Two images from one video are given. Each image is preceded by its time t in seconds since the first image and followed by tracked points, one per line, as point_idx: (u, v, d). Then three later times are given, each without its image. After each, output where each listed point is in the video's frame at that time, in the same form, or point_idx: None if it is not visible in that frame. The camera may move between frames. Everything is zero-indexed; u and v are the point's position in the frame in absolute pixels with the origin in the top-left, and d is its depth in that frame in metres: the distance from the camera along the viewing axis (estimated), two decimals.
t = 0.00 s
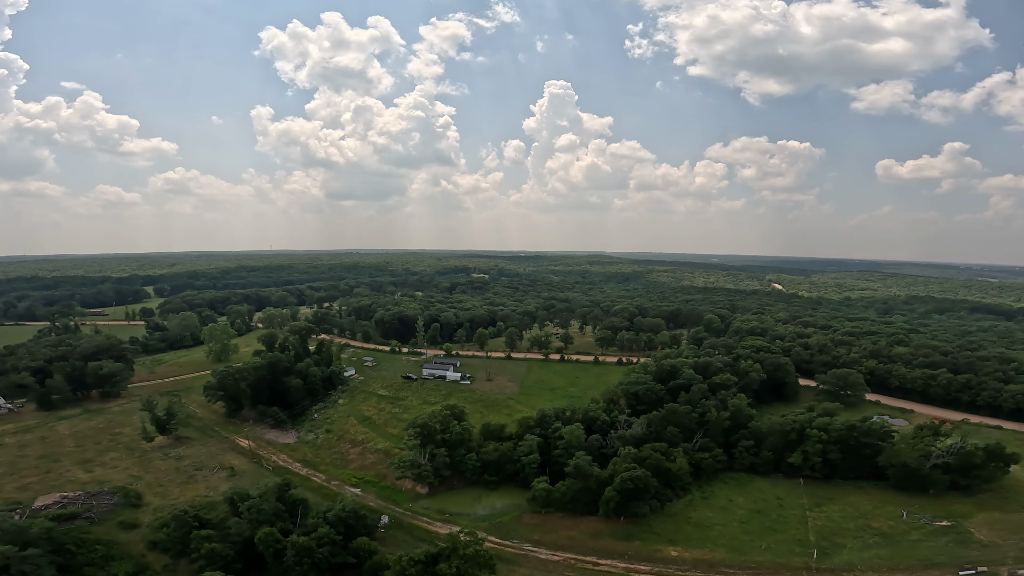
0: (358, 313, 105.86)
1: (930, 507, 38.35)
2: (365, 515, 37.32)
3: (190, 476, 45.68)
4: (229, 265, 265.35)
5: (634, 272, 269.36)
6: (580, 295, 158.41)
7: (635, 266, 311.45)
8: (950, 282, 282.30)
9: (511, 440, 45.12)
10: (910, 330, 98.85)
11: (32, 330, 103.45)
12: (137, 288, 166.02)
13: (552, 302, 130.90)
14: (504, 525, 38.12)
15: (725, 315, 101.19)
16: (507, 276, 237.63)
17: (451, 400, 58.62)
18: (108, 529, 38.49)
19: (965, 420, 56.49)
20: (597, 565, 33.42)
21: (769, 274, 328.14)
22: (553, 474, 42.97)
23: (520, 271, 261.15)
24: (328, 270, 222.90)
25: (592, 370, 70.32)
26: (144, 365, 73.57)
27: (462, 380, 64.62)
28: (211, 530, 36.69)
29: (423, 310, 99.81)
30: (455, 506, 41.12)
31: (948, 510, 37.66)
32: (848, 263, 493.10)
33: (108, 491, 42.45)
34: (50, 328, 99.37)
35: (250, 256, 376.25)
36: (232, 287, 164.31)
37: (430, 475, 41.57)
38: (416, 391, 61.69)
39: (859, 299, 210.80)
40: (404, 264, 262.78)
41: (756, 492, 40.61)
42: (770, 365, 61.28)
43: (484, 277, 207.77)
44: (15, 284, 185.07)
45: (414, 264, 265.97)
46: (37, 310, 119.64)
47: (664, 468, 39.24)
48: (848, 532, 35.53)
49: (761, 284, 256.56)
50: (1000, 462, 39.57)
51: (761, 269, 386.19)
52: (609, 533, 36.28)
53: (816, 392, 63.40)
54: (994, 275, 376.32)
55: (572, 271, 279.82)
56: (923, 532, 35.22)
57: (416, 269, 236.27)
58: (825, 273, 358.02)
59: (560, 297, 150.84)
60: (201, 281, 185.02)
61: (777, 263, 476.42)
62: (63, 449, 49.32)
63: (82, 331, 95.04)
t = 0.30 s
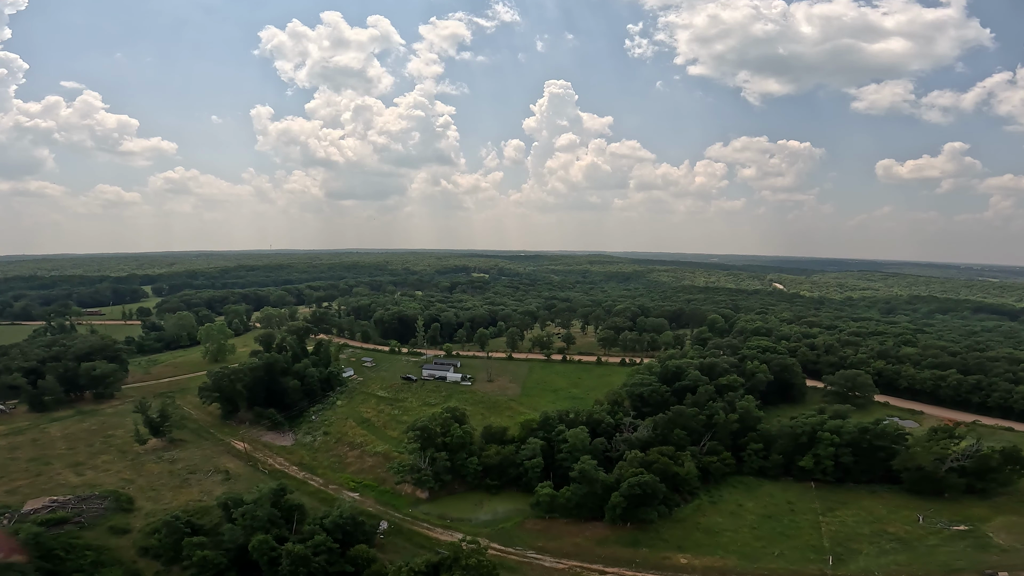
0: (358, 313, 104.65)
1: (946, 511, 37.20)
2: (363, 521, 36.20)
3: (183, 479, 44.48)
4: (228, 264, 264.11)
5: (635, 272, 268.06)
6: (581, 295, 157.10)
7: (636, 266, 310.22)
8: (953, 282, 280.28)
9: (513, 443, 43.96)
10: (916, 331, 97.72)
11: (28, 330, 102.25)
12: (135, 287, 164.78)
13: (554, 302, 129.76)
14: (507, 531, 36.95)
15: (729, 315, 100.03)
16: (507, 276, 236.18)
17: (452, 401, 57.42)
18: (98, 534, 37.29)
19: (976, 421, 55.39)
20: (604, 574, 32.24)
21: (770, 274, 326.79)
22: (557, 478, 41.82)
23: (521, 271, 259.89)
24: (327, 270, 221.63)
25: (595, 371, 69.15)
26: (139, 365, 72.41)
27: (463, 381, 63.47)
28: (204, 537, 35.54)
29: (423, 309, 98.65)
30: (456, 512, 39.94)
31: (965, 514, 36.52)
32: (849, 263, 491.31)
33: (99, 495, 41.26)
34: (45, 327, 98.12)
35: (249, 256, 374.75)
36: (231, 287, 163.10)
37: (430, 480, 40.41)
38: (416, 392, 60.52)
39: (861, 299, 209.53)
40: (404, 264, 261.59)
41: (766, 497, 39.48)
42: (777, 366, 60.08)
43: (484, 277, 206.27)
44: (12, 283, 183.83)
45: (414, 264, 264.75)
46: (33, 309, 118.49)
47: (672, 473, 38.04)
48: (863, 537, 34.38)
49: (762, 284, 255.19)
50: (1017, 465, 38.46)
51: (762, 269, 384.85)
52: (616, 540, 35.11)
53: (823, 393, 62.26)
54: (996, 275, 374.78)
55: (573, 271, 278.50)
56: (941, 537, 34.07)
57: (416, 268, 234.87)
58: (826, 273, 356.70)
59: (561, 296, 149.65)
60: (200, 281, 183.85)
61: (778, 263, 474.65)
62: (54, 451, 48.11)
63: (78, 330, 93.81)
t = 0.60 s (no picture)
0: (357, 313, 103.40)
1: (963, 515, 36.07)
2: (361, 528, 35.03)
3: (176, 483, 43.24)
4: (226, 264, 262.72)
5: (636, 272, 266.71)
6: (582, 295, 155.98)
7: (636, 266, 308.79)
8: (955, 282, 279.11)
9: (516, 446, 42.77)
10: (922, 331, 96.56)
11: (23, 329, 101.07)
12: (133, 287, 163.53)
13: (555, 302, 128.53)
14: (510, 538, 35.76)
15: (732, 315, 98.85)
16: (507, 275, 234.75)
17: (453, 403, 56.18)
18: (88, 539, 36.06)
19: (988, 423, 54.27)
20: None
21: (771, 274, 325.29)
22: (561, 482, 40.64)
23: (521, 270, 258.63)
24: (327, 269, 220.35)
25: (598, 372, 67.95)
26: (135, 365, 71.23)
27: (463, 382, 62.30)
28: (196, 544, 34.36)
29: (423, 309, 97.44)
30: (457, 517, 38.72)
31: (983, 518, 35.38)
32: (850, 263, 489.35)
33: (90, 500, 40.04)
34: (40, 327, 96.91)
35: (249, 255, 373.56)
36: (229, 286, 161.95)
37: (430, 485, 39.21)
38: (415, 393, 59.32)
39: (863, 299, 208.09)
40: (404, 263, 260.33)
41: (777, 501, 38.32)
42: (784, 367, 58.88)
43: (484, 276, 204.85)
44: (9, 282, 182.57)
45: (413, 263, 263.48)
46: (29, 309, 117.23)
47: (681, 477, 36.81)
48: (879, 544, 33.24)
49: (763, 284, 253.87)
50: None
51: (763, 268, 383.36)
52: (623, 547, 33.94)
53: (831, 395, 61.10)
54: (998, 275, 373.34)
55: (573, 270, 277.32)
56: (960, 541, 32.95)
57: (416, 268, 233.48)
58: (827, 273, 355.22)
59: (562, 296, 148.49)
60: (198, 280, 182.63)
61: (778, 263, 473.14)
62: (45, 454, 46.89)
63: (73, 331, 92.55)
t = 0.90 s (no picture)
0: (356, 312, 102.15)
1: (983, 519, 34.94)
2: (359, 535, 33.81)
3: (169, 487, 42.02)
4: (226, 263, 261.48)
5: (637, 271, 265.45)
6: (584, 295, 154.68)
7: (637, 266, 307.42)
8: (958, 282, 277.51)
9: (519, 450, 41.55)
10: (929, 331, 95.33)
11: (19, 329, 99.91)
12: (131, 285, 162.30)
13: (556, 301, 127.21)
14: (513, 545, 34.54)
15: (737, 314, 97.60)
16: (508, 275, 233.31)
17: (453, 405, 54.98)
18: (77, 545, 34.83)
19: (1002, 425, 53.12)
20: None
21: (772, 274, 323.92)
22: (566, 487, 39.48)
23: (521, 270, 257.34)
24: (326, 268, 219.15)
25: (601, 373, 66.74)
26: (130, 366, 70.01)
27: (464, 383, 61.12)
28: (188, 552, 33.15)
29: (423, 308, 96.22)
30: (459, 523, 37.51)
31: (1004, 522, 34.26)
32: (851, 262, 487.94)
33: (80, 504, 38.82)
34: (35, 327, 95.70)
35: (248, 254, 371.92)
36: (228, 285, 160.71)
37: (431, 490, 38.00)
38: (415, 395, 58.11)
39: (866, 299, 206.76)
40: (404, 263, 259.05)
41: (789, 506, 37.14)
42: (792, 367, 57.68)
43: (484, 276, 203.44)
44: (7, 281, 181.31)
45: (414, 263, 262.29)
46: (25, 308, 116.06)
47: (691, 482, 35.56)
48: (898, 550, 32.06)
49: (765, 283, 252.39)
50: None
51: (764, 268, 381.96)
52: (631, 554, 32.74)
53: (840, 396, 59.93)
54: (1000, 275, 371.81)
55: (574, 270, 275.96)
56: (981, 547, 31.82)
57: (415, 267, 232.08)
58: (829, 273, 353.82)
59: (563, 296, 147.21)
60: (197, 280, 181.41)
61: (780, 263, 471.43)
62: (35, 456, 45.66)
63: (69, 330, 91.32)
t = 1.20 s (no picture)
0: (356, 312, 100.88)
1: (1004, 524, 33.72)
2: (358, 542, 32.55)
3: (161, 491, 40.78)
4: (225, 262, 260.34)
5: (638, 271, 264.03)
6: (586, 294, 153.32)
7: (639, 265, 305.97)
8: (961, 282, 275.91)
9: (523, 453, 40.33)
10: (937, 331, 93.93)
11: (15, 329, 98.77)
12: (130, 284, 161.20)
13: (558, 301, 125.90)
14: (518, 552, 33.29)
15: (741, 314, 96.28)
16: (509, 274, 231.81)
17: (454, 407, 53.72)
18: (65, 551, 33.58)
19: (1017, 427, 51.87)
20: None
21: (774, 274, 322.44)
22: (571, 492, 38.24)
23: (522, 269, 255.96)
24: (326, 267, 217.84)
25: (605, 373, 65.47)
26: (125, 366, 68.80)
27: (466, 384, 59.87)
28: (179, 560, 31.92)
29: (424, 308, 94.96)
30: (460, 530, 36.27)
31: None
32: (853, 262, 486.23)
33: (69, 508, 37.55)
34: (30, 326, 94.51)
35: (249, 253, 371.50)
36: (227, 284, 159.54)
37: (432, 495, 36.78)
38: (415, 396, 56.87)
39: (870, 299, 205.23)
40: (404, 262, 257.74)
41: (802, 511, 35.94)
42: (801, 368, 56.39)
43: (485, 275, 201.84)
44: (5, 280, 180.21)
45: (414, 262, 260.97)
46: (21, 306, 114.88)
47: (702, 487, 34.28)
48: (918, 557, 30.85)
49: (767, 283, 250.89)
50: None
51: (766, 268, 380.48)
52: (640, 562, 31.49)
53: (849, 397, 58.68)
54: (1003, 275, 369.89)
55: (575, 269, 274.39)
56: (1004, 552, 30.61)
57: (416, 266, 230.61)
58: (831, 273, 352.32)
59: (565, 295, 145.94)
60: (196, 279, 180.26)
61: (781, 262, 469.48)
62: (25, 459, 44.44)
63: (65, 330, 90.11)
